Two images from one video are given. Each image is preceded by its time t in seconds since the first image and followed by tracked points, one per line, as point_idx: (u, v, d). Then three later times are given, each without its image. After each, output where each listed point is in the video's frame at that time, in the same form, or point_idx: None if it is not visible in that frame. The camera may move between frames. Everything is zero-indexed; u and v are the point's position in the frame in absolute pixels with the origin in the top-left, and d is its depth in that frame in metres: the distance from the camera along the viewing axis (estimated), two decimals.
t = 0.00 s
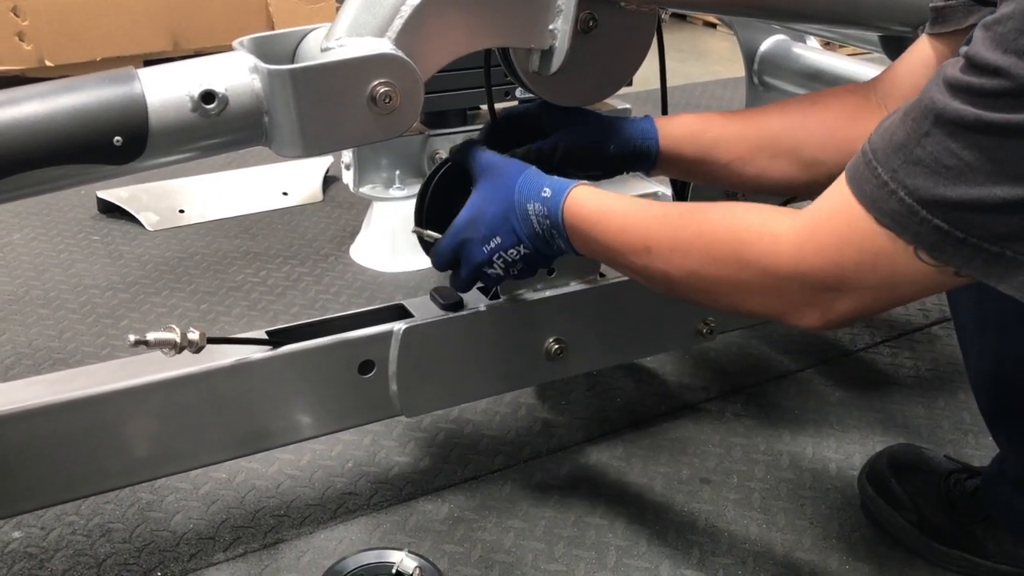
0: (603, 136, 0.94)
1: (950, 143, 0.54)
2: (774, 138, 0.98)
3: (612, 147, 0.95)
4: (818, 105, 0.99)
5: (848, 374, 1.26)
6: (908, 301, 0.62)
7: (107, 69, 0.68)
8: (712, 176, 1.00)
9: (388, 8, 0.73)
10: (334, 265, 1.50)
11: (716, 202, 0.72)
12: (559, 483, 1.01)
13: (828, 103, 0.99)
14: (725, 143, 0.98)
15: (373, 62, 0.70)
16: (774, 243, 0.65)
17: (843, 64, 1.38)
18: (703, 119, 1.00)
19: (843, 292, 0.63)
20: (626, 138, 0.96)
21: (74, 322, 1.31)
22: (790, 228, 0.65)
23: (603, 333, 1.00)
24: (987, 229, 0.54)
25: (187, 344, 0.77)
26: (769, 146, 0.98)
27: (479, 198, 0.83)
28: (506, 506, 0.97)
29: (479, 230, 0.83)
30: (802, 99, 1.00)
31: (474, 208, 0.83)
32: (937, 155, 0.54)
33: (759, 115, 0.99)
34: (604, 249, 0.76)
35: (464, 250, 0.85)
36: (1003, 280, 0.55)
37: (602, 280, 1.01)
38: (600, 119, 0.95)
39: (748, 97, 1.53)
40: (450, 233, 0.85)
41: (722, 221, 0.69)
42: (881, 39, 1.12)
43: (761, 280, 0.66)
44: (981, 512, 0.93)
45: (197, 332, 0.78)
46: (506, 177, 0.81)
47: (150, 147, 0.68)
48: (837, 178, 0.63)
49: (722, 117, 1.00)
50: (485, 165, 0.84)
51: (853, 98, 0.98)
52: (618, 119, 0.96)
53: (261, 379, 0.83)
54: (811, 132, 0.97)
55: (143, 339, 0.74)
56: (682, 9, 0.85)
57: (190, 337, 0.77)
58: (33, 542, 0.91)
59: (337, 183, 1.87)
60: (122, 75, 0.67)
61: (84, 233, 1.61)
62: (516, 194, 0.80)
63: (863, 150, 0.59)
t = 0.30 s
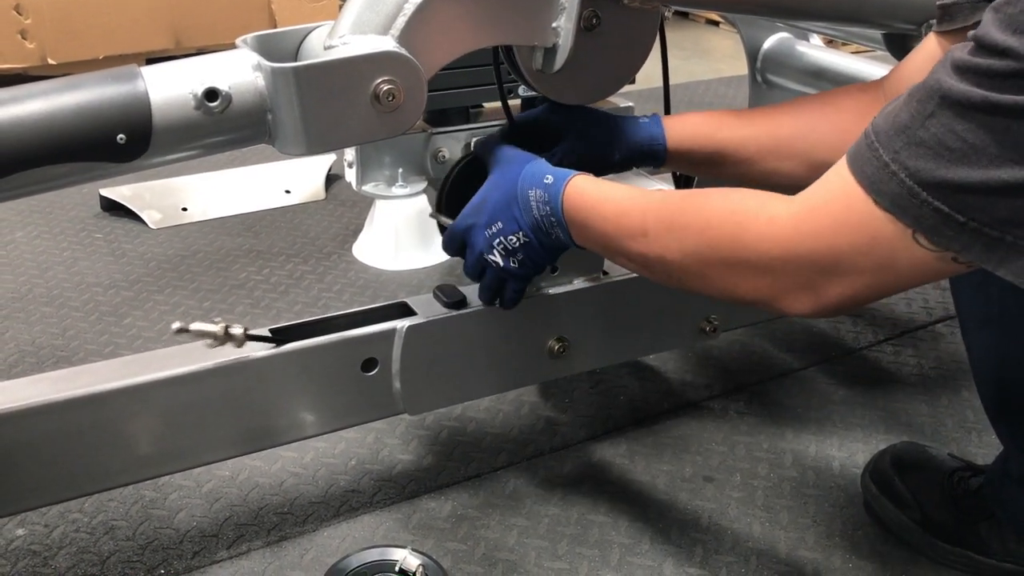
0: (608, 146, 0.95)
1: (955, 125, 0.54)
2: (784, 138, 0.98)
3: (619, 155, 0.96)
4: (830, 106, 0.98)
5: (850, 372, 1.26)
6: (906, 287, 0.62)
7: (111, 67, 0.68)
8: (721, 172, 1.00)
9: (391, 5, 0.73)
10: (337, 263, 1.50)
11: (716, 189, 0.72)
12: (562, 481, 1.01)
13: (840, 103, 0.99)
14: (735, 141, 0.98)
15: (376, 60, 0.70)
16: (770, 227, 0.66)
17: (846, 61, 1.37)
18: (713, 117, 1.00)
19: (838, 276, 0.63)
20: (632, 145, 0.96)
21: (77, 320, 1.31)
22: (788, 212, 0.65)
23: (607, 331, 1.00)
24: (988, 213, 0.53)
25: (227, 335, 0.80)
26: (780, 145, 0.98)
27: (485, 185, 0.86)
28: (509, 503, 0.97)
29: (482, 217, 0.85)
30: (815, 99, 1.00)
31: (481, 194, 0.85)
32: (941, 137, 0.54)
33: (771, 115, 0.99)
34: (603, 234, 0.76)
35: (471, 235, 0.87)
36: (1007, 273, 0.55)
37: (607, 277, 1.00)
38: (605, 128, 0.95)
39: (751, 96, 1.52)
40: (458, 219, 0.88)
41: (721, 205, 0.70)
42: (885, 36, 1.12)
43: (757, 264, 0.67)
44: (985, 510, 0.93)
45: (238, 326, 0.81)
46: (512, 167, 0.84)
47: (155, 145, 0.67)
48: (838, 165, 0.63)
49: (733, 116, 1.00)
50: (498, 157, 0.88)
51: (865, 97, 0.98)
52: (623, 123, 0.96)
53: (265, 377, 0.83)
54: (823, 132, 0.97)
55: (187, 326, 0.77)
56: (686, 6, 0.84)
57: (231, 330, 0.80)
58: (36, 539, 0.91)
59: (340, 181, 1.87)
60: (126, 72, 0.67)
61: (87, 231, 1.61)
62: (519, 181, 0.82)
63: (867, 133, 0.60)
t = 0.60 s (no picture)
0: (643, 159, 1.00)
1: (980, 149, 0.53)
2: (815, 144, 0.98)
3: (652, 166, 1.01)
4: (863, 110, 0.97)
5: (853, 371, 1.26)
6: (946, 312, 0.61)
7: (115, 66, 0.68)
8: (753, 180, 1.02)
9: (395, 5, 0.73)
10: (340, 262, 1.51)
11: (740, 221, 0.71)
12: (566, 480, 1.01)
13: (874, 108, 0.97)
14: (764, 148, 0.99)
15: (381, 60, 0.70)
16: (802, 260, 0.64)
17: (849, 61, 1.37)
18: (744, 125, 1.02)
19: (877, 304, 0.61)
20: (666, 156, 1.01)
21: (80, 319, 1.31)
22: (818, 241, 0.63)
23: (611, 330, 1.00)
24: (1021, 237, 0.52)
25: (262, 334, 0.81)
26: (810, 152, 0.99)
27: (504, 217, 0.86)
28: (512, 502, 0.97)
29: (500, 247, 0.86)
30: (849, 103, 0.99)
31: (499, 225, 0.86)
32: (968, 162, 0.54)
33: (802, 122, 1.00)
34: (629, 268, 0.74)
35: (487, 263, 0.88)
36: None
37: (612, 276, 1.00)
38: (640, 141, 1.00)
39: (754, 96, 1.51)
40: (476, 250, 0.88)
41: (749, 237, 0.68)
42: (888, 36, 1.11)
43: (792, 296, 0.65)
44: (988, 509, 0.93)
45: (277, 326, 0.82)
46: (532, 201, 0.85)
47: (159, 144, 0.68)
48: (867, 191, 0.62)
49: (762, 124, 1.01)
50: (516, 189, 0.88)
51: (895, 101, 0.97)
52: (658, 136, 1.01)
53: (269, 376, 0.83)
54: (853, 136, 0.96)
55: (228, 321, 0.79)
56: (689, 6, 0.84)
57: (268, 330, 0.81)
58: (41, 538, 0.92)
59: (342, 181, 1.87)
60: (130, 72, 0.67)
61: (90, 231, 1.61)
62: (540, 215, 0.83)
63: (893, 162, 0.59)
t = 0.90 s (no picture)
0: (658, 164, 0.98)
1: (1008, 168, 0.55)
2: (830, 142, 0.98)
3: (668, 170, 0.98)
4: (876, 107, 0.97)
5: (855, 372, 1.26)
6: None
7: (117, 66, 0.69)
8: (768, 180, 1.01)
9: (396, 6, 0.73)
10: (341, 262, 1.51)
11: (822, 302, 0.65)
12: (567, 481, 1.01)
13: (886, 103, 0.97)
14: (777, 146, 0.99)
15: (382, 61, 0.70)
16: (896, 340, 0.59)
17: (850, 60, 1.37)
18: (756, 125, 1.01)
19: (993, 379, 0.55)
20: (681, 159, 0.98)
21: (82, 319, 1.31)
22: (911, 319, 0.58)
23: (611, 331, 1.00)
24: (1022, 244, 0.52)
25: (296, 326, 0.83)
26: (824, 149, 0.98)
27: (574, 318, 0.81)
28: (514, 503, 0.97)
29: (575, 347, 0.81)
30: (860, 101, 0.99)
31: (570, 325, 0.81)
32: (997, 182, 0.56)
33: (814, 121, 1.00)
34: (708, 362, 0.68)
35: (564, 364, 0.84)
36: None
37: (612, 276, 1.02)
38: (652, 148, 0.99)
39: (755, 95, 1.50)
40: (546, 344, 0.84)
41: (839, 321, 0.62)
42: (890, 37, 1.11)
43: (895, 383, 0.59)
44: (991, 509, 0.93)
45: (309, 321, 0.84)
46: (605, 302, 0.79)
47: (160, 144, 0.68)
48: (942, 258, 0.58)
49: (775, 124, 1.00)
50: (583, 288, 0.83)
51: (908, 97, 0.97)
52: (668, 140, 0.99)
53: (270, 376, 0.83)
54: (868, 133, 0.96)
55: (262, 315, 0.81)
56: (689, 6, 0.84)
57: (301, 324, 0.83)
58: (43, 538, 0.92)
59: (344, 181, 1.87)
60: (132, 72, 0.68)
61: (92, 231, 1.61)
62: (616, 320, 0.78)
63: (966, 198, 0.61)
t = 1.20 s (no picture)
0: (663, 164, 0.97)
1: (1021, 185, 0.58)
2: (836, 138, 0.98)
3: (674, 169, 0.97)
4: (882, 104, 0.98)
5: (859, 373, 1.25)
6: None
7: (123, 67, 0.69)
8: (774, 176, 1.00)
9: (401, 7, 0.73)
10: (345, 263, 1.51)
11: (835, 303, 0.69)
12: (571, 481, 1.01)
13: (892, 100, 0.98)
14: (783, 142, 0.98)
15: (387, 62, 0.70)
16: (907, 341, 0.63)
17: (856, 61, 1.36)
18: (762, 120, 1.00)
19: (996, 376, 0.60)
20: (686, 157, 0.97)
21: (87, 320, 1.32)
22: (918, 320, 0.63)
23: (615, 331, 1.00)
24: None
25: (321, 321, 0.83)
26: (830, 146, 0.98)
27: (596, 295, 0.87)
28: (519, 504, 0.97)
29: (590, 325, 0.86)
30: (865, 97, 0.99)
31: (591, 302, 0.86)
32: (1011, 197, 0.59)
33: (821, 116, 1.00)
34: (730, 358, 0.72)
35: (574, 340, 0.88)
36: None
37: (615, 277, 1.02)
38: (655, 149, 0.98)
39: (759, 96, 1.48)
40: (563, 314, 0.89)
41: (853, 321, 0.66)
42: (894, 38, 1.11)
43: (906, 380, 0.64)
44: (996, 511, 0.92)
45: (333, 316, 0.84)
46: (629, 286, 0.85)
47: (166, 145, 0.68)
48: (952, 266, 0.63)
49: (781, 119, 1.00)
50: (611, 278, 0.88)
51: (914, 93, 0.97)
52: (672, 140, 0.98)
53: (275, 377, 0.83)
54: (875, 131, 0.96)
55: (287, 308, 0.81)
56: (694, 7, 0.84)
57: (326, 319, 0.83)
58: (47, 538, 0.92)
59: (347, 182, 1.87)
60: (138, 73, 0.68)
61: (96, 232, 1.62)
62: (636, 303, 0.83)
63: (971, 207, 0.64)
